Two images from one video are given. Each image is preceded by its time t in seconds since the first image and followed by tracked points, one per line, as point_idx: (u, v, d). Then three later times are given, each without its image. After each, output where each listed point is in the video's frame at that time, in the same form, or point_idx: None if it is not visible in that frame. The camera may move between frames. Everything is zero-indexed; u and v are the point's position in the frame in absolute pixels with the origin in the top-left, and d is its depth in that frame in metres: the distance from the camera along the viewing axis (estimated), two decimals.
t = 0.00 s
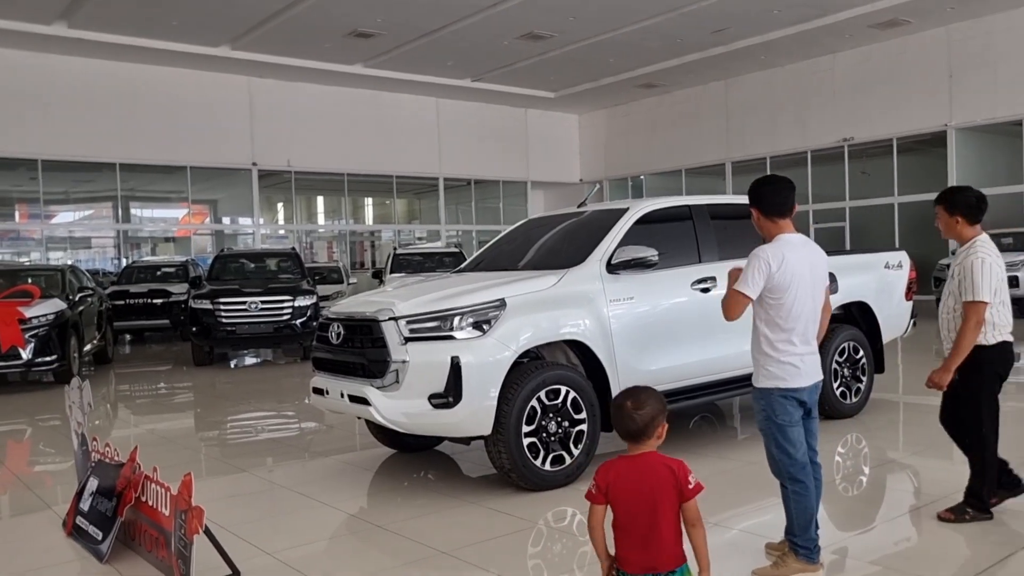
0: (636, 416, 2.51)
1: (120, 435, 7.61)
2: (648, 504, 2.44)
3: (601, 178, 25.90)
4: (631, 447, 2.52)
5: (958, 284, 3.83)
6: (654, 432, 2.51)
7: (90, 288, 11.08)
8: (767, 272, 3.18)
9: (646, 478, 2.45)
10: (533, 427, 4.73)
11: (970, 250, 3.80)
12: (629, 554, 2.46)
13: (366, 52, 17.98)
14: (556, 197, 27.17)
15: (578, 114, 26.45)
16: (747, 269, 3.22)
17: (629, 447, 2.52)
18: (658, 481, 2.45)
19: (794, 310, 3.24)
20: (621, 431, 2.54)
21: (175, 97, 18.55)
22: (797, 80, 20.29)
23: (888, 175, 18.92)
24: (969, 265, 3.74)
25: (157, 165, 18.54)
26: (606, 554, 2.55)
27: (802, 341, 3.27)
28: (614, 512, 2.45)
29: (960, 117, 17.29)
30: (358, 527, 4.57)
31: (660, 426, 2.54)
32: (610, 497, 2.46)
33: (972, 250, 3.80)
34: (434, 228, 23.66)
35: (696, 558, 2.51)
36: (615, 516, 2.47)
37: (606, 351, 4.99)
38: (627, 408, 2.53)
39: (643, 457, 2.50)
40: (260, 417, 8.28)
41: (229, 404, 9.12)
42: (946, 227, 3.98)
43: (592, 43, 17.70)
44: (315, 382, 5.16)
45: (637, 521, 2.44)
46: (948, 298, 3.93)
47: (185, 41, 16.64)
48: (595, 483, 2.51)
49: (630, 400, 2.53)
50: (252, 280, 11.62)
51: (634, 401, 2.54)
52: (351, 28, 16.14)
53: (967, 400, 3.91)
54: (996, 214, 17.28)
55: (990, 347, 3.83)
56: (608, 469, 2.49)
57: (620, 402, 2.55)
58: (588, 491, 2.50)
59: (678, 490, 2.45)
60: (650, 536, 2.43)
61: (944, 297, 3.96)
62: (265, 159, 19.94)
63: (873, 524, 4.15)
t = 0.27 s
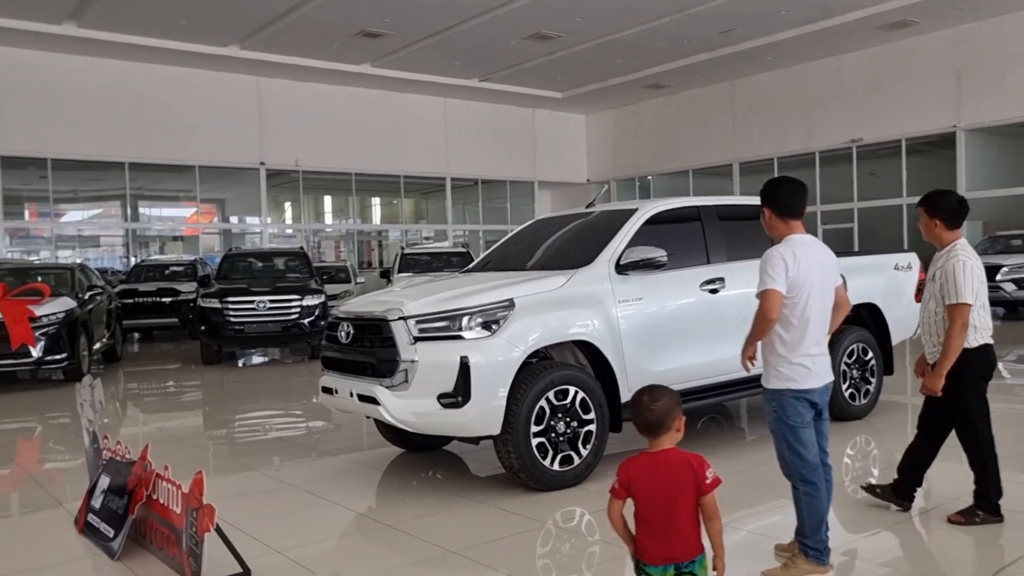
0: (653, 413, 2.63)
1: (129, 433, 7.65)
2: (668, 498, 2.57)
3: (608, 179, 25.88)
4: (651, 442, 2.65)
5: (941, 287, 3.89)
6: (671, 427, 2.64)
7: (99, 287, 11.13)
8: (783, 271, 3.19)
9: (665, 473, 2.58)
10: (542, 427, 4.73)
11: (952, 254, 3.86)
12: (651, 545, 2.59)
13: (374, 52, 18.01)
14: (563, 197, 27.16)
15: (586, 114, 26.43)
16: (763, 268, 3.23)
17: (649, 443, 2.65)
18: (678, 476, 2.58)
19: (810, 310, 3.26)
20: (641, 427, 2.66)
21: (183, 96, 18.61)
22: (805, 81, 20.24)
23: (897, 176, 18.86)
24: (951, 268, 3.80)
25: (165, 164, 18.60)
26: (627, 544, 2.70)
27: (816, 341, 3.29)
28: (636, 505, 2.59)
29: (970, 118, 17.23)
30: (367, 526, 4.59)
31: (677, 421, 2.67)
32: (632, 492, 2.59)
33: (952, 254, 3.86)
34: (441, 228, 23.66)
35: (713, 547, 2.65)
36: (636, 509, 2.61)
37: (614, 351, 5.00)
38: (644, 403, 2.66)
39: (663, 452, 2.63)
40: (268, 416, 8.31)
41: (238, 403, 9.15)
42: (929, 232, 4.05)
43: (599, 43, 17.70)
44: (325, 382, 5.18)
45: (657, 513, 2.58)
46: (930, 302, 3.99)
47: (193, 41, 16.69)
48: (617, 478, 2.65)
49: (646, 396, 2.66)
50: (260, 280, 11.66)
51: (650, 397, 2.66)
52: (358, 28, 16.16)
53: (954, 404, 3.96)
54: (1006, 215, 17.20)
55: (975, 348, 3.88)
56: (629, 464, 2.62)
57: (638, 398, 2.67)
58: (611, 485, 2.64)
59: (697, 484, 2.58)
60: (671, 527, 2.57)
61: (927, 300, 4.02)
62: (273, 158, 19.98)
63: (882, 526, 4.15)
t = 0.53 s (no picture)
0: (693, 401, 2.71)
1: (147, 431, 7.71)
2: (707, 483, 2.66)
3: (623, 177, 25.82)
4: (691, 429, 2.73)
5: (932, 279, 3.93)
6: (711, 414, 2.73)
7: (118, 285, 11.23)
8: (810, 268, 3.17)
9: (703, 458, 2.68)
10: (558, 426, 4.73)
11: (943, 248, 3.92)
12: (684, 526, 2.67)
13: (388, 51, 18.06)
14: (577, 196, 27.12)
15: (600, 113, 26.38)
16: (790, 265, 3.20)
17: (688, 429, 2.73)
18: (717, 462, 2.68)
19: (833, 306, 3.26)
20: (680, 414, 2.74)
21: (200, 96, 18.73)
22: (821, 78, 20.10)
23: (915, 174, 18.71)
24: (945, 261, 3.85)
25: (182, 164, 18.73)
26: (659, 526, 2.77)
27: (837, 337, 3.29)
28: (673, 487, 2.67)
29: (989, 115, 17.06)
30: (383, 524, 4.60)
31: (715, 409, 2.76)
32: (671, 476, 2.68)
33: (944, 248, 3.91)
34: (456, 227, 23.68)
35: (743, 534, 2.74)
36: (673, 490, 2.69)
37: (631, 350, 4.99)
38: (685, 389, 2.75)
39: (702, 438, 2.72)
40: (284, 414, 8.35)
41: (254, 400, 9.20)
42: (914, 227, 4.10)
43: (614, 42, 17.66)
44: (342, 379, 5.20)
45: (695, 496, 2.66)
46: (919, 294, 4.02)
47: (210, 41, 16.79)
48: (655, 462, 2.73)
49: (689, 383, 2.75)
50: (276, 278, 11.72)
51: (689, 385, 2.74)
52: (374, 27, 16.20)
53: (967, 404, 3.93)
54: None
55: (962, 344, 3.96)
56: (670, 450, 2.71)
57: (678, 384, 2.77)
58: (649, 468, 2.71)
59: (735, 469, 2.69)
60: (708, 510, 2.65)
61: (915, 293, 4.05)
62: (288, 158, 20.07)
63: (899, 526, 4.12)
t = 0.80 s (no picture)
0: (701, 401, 2.80)
1: (159, 431, 7.73)
2: (714, 480, 2.75)
3: (632, 177, 25.78)
4: (698, 428, 2.81)
5: (928, 277, 3.89)
6: (718, 413, 2.82)
7: (129, 286, 11.27)
8: (829, 267, 3.16)
9: (710, 454, 2.76)
10: (570, 427, 4.72)
11: (938, 247, 3.90)
12: (691, 521, 2.75)
13: (397, 51, 18.07)
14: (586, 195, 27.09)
15: (608, 112, 26.34)
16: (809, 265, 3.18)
17: (695, 428, 2.82)
18: (724, 460, 2.77)
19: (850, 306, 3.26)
20: (688, 413, 2.83)
21: (209, 98, 18.78)
22: (831, 76, 20.00)
23: (925, 173, 18.62)
24: (944, 260, 3.82)
25: (191, 165, 18.79)
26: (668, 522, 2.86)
27: (854, 338, 3.28)
28: (680, 483, 2.76)
29: (1000, 113, 16.96)
30: (395, 525, 4.60)
31: (723, 408, 2.86)
32: (679, 473, 2.76)
33: (939, 248, 3.89)
34: (464, 227, 23.68)
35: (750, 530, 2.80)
36: (680, 486, 2.78)
37: (643, 351, 4.97)
38: (693, 390, 2.85)
39: (709, 437, 2.81)
40: (294, 415, 8.36)
41: (265, 401, 9.22)
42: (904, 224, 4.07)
43: (623, 41, 17.62)
44: (353, 380, 5.20)
45: (702, 493, 2.74)
46: (912, 293, 3.98)
47: (219, 42, 16.83)
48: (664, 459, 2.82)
49: (696, 384, 2.84)
50: (286, 279, 11.74)
51: (697, 386, 2.83)
52: (382, 28, 16.21)
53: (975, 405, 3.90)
54: None
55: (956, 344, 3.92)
56: (677, 448, 2.80)
57: (687, 383, 2.86)
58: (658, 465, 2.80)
59: (741, 468, 2.77)
60: (714, 506, 2.73)
61: (908, 292, 4.00)
62: (297, 159, 20.12)
63: (914, 527, 4.10)
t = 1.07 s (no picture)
0: (698, 395, 2.85)
1: (169, 433, 7.74)
2: (711, 472, 2.80)
3: (638, 175, 25.75)
4: (695, 421, 2.87)
5: (923, 277, 3.87)
6: (714, 406, 2.86)
7: (137, 288, 11.29)
8: (849, 265, 3.15)
9: (708, 449, 2.81)
10: (584, 427, 4.71)
11: (933, 244, 3.88)
12: (695, 515, 2.82)
13: (403, 52, 18.07)
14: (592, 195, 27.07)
15: (614, 111, 26.31)
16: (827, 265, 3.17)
17: (693, 421, 2.87)
18: (719, 452, 2.81)
19: (870, 304, 3.24)
20: (686, 407, 2.88)
21: (216, 100, 18.81)
22: (837, 73, 19.92)
23: (933, 169, 18.55)
24: (937, 257, 3.80)
25: (198, 167, 18.82)
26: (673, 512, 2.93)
27: (873, 335, 3.28)
28: (680, 476, 2.82)
29: (1008, 108, 16.89)
30: (408, 526, 4.60)
31: (720, 401, 2.90)
32: (678, 465, 2.82)
33: (934, 245, 3.88)
34: (471, 227, 23.67)
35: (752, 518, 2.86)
36: (682, 480, 2.85)
37: (655, 350, 4.96)
38: (692, 384, 2.90)
39: (706, 430, 2.85)
40: (304, 415, 8.37)
41: (274, 402, 9.23)
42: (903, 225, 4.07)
43: (628, 40, 17.59)
44: (365, 382, 5.19)
45: (701, 485, 2.80)
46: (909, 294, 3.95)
47: (225, 44, 16.86)
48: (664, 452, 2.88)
49: (693, 378, 2.89)
50: (294, 280, 11.74)
51: (694, 380, 2.88)
52: (388, 28, 16.21)
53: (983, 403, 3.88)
54: None
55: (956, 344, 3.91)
56: (676, 441, 2.86)
57: (684, 379, 2.90)
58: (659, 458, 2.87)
59: (736, 459, 2.80)
60: (713, 497, 2.80)
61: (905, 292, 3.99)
62: (304, 159, 20.14)
63: (928, 525, 4.08)
